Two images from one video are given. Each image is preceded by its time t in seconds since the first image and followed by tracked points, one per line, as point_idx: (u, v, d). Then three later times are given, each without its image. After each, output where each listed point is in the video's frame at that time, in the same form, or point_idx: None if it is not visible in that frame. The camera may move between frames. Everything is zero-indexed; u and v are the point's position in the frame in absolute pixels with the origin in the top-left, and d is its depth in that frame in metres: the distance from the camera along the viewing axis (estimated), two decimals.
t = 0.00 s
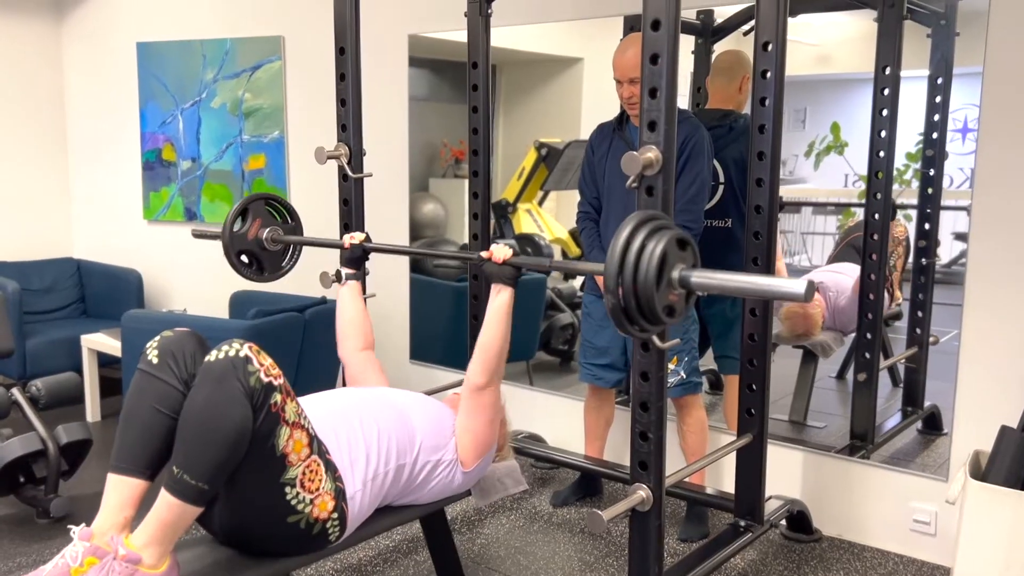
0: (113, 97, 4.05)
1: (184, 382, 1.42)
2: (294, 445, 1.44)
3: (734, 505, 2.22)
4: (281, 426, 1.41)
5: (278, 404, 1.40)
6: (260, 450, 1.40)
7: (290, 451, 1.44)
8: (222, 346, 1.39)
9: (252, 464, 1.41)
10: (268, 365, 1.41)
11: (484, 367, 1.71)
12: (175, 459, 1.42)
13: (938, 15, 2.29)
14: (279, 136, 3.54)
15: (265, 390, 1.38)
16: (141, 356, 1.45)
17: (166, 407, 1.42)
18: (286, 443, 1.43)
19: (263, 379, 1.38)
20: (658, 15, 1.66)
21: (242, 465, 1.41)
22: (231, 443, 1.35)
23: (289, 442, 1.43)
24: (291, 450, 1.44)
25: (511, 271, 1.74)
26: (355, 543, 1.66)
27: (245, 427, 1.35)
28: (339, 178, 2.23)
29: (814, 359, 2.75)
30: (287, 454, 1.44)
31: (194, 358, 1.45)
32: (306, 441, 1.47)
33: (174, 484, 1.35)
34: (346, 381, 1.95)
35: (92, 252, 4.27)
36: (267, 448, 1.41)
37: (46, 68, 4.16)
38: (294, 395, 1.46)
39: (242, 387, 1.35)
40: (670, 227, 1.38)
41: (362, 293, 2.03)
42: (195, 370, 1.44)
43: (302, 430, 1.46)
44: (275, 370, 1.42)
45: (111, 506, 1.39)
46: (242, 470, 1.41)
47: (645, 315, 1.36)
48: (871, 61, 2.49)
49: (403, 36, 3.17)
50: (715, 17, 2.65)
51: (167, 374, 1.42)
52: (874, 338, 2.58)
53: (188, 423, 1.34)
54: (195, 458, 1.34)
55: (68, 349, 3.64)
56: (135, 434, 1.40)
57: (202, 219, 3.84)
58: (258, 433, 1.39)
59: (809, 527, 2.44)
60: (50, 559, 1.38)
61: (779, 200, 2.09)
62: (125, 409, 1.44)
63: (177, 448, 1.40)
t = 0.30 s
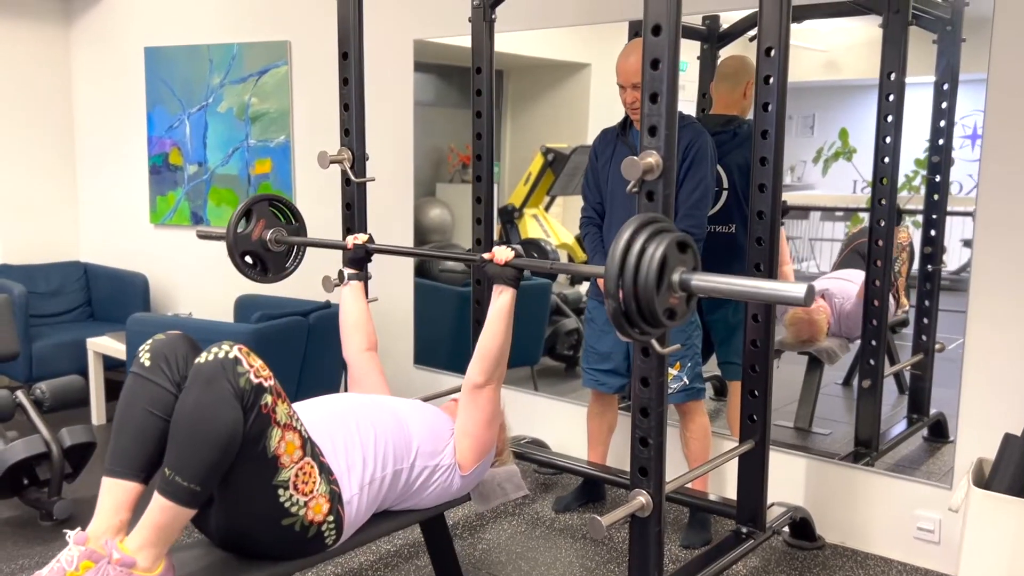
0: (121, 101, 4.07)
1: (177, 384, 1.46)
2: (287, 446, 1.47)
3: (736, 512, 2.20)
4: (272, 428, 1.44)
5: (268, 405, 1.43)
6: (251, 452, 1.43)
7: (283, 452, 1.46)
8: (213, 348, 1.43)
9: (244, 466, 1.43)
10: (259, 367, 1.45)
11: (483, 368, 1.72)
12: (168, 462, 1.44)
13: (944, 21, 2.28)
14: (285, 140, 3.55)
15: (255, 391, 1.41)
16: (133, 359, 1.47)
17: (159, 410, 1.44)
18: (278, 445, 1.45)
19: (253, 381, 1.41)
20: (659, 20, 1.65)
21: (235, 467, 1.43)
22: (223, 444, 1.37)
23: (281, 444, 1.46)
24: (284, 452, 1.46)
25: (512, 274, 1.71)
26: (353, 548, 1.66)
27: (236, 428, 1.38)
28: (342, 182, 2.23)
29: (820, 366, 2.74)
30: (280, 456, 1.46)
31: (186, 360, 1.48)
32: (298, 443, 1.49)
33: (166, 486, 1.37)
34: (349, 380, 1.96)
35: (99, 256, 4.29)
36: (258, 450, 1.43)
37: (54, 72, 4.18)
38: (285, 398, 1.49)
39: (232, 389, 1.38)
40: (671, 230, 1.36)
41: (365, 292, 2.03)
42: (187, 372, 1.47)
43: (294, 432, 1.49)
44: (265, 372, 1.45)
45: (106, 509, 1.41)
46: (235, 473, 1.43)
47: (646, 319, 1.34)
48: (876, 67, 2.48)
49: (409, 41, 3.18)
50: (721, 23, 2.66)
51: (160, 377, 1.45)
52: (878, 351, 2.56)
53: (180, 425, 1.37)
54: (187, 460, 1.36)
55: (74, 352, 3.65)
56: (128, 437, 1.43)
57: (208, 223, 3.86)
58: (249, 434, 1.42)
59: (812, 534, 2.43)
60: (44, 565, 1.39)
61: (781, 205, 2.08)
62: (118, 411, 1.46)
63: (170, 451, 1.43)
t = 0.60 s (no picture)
0: (124, 108, 4.09)
1: (167, 390, 1.47)
2: (276, 454, 1.47)
3: (730, 519, 2.20)
4: (261, 435, 1.45)
5: (258, 412, 1.44)
6: (240, 459, 1.43)
7: (272, 460, 1.46)
8: (203, 355, 1.44)
9: (234, 473, 1.44)
10: (249, 374, 1.45)
11: (475, 376, 1.70)
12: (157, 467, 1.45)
13: (942, 27, 2.25)
14: (286, 146, 3.57)
15: (245, 399, 1.42)
16: (124, 364, 1.49)
17: (148, 414, 1.45)
18: (267, 452, 1.46)
19: (243, 388, 1.42)
20: (648, 27, 1.66)
21: (224, 474, 1.43)
22: (211, 451, 1.38)
23: (271, 452, 1.46)
24: (273, 460, 1.47)
25: (502, 281, 1.71)
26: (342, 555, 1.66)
27: (224, 435, 1.38)
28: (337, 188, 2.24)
29: (819, 373, 2.72)
30: (269, 464, 1.46)
31: (177, 365, 1.49)
32: (288, 451, 1.50)
33: (153, 491, 1.38)
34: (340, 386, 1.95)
35: (102, 261, 4.31)
36: (247, 458, 1.43)
37: (58, 79, 4.21)
38: (275, 405, 1.49)
39: (221, 396, 1.39)
40: (655, 239, 1.37)
41: (356, 298, 2.04)
42: (178, 378, 1.48)
43: (284, 440, 1.49)
44: (256, 379, 1.46)
45: (94, 513, 1.41)
46: (223, 479, 1.43)
47: (631, 329, 1.34)
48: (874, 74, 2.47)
49: (408, 48, 3.18)
50: (720, 30, 2.58)
51: (150, 382, 1.46)
52: (879, 349, 2.58)
53: (170, 431, 1.38)
54: (174, 466, 1.37)
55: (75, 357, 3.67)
56: (118, 441, 1.44)
57: (209, 228, 3.88)
58: (239, 442, 1.42)
59: (807, 542, 2.42)
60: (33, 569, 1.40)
61: (775, 213, 2.09)
62: (109, 414, 1.48)
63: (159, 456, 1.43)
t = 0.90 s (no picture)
0: (131, 111, 4.12)
1: (154, 389, 1.47)
2: (261, 455, 1.47)
3: (722, 522, 2.19)
4: (247, 436, 1.45)
5: (244, 413, 1.44)
6: (225, 459, 1.44)
7: (257, 461, 1.47)
8: (190, 355, 1.44)
9: (218, 472, 1.44)
10: (235, 375, 1.45)
11: (465, 392, 1.69)
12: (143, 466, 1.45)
13: (943, 29, 2.23)
14: (288, 148, 3.59)
15: (231, 400, 1.42)
16: (112, 363, 1.49)
17: (135, 413, 1.45)
18: (252, 453, 1.46)
19: (229, 390, 1.42)
20: (636, 28, 1.66)
21: (209, 474, 1.44)
22: (196, 451, 1.38)
23: (256, 452, 1.47)
24: (258, 460, 1.47)
25: (485, 290, 1.72)
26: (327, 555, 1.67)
27: (209, 435, 1.39)
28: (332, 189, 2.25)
29: (820, 377, 2.66)
30: (254, 464, 1.46)
31: (164, 365, 1.49)
32: (273, 452, 1.50)
33: (138, 491, 1.38)
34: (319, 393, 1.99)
35: (108, 263, 4.34)
36: (232, 458, 1.44)
37: (65, 81, 4.24)
38: (262, 406, 1.49)
39: (207, 396, 1.39)
40: (634, 250, 1.36)
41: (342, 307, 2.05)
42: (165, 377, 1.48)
43: (270, 440, 1.50)
44: (242, 380, 1.46)
45: (80, 510, 1.43)
46: (208, 479, 1.44)
47: (609, 339, 1.34)
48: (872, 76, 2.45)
49: (409, 51, 3.19)
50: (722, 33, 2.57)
51: (137, 381, 1.46)
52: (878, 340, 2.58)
53: (155, 431, 1.38)
54: (159, 466, 1.37)
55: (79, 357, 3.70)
56: (104, 440, 1.44)
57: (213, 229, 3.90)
58: (224, 441, 1.42)
59: (802, 546, 2.41)
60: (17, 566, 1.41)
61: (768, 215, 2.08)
62: (96, 413, 1.47)
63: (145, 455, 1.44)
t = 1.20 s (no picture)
0: (157, 105, 4.18)
1: (158, 377, 1.49)
2: (262, 444, 1.49)
3: (729, 519, 2.18)
4: (248, 425, 1.47)
5: (245, 403, 1.46)
6: (226, 448, 1.46)
7: (257, 449, 1.49)
8: (193, 345, 1.46)
9: (219, 460, 1.46)
10: (237, 365, 1.47)
11: (470, 418, 1.69)
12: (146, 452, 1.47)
13: (966, 24, 2.20)
14: (309, 142, 3.62)
15: (232, 389, 1.44)
16: (117, 351, 1.51)
17: (138, 401, 1.48)
18: (253, 442, 1.48)
19: (230, 379, 1.44)
20: (640, 23, 1.65)
21: (209, 463, 1.46)
22: (196, 439, 1.40)
23: (256, 441, 1.49)
24: (259, 449, 1.49)
25: (482, 315, 1.72)
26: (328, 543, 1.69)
27: (209, 424, 1.41)
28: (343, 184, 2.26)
29: (839, 375, 2.65)
30: (254, 453, 1.49)
31: (169, 354, 1.51)
32: (274, 441, 1.52)
33: (139, 477, 1.40)
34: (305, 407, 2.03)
35: (133, 254, 4.40)
36: (232, 446, 1.46)
37: (94, 75, 4.31)
38: (263, 395, 1.51)
39: (209, 386, 1.41)
40: (627, 282, 1.36)
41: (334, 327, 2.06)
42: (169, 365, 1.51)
43: (270, 430, 1.52)
44: (244, 370, 1.48)
45: (85, 495, 1.45)
46: (209, 466, 1.46)
47: (600, 372, 1.35)
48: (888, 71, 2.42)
49: (428, 46, 3.20)
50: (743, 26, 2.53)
51: (141, 368, 1.49)
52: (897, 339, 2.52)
53: (157, 419, 1.40)
54: (159, 454, 1.39)
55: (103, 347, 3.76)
56: (109, 427, 1.47)
57: (236, 223, 3.94)
58: (225, 429, 1.44)
59: (813, 545, 2.39)
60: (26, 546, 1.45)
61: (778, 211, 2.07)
62: (101, 400, 1.50)
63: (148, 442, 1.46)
